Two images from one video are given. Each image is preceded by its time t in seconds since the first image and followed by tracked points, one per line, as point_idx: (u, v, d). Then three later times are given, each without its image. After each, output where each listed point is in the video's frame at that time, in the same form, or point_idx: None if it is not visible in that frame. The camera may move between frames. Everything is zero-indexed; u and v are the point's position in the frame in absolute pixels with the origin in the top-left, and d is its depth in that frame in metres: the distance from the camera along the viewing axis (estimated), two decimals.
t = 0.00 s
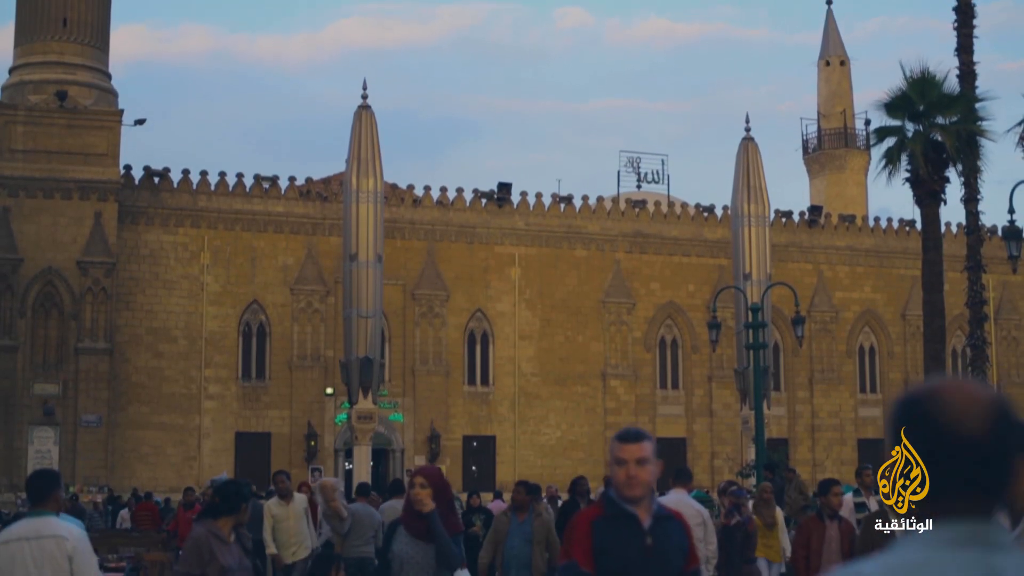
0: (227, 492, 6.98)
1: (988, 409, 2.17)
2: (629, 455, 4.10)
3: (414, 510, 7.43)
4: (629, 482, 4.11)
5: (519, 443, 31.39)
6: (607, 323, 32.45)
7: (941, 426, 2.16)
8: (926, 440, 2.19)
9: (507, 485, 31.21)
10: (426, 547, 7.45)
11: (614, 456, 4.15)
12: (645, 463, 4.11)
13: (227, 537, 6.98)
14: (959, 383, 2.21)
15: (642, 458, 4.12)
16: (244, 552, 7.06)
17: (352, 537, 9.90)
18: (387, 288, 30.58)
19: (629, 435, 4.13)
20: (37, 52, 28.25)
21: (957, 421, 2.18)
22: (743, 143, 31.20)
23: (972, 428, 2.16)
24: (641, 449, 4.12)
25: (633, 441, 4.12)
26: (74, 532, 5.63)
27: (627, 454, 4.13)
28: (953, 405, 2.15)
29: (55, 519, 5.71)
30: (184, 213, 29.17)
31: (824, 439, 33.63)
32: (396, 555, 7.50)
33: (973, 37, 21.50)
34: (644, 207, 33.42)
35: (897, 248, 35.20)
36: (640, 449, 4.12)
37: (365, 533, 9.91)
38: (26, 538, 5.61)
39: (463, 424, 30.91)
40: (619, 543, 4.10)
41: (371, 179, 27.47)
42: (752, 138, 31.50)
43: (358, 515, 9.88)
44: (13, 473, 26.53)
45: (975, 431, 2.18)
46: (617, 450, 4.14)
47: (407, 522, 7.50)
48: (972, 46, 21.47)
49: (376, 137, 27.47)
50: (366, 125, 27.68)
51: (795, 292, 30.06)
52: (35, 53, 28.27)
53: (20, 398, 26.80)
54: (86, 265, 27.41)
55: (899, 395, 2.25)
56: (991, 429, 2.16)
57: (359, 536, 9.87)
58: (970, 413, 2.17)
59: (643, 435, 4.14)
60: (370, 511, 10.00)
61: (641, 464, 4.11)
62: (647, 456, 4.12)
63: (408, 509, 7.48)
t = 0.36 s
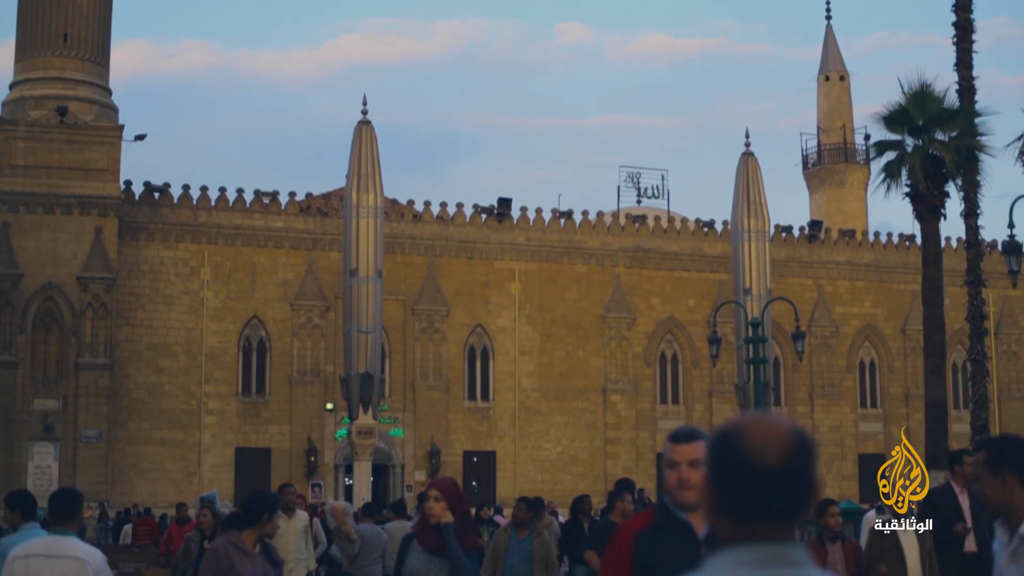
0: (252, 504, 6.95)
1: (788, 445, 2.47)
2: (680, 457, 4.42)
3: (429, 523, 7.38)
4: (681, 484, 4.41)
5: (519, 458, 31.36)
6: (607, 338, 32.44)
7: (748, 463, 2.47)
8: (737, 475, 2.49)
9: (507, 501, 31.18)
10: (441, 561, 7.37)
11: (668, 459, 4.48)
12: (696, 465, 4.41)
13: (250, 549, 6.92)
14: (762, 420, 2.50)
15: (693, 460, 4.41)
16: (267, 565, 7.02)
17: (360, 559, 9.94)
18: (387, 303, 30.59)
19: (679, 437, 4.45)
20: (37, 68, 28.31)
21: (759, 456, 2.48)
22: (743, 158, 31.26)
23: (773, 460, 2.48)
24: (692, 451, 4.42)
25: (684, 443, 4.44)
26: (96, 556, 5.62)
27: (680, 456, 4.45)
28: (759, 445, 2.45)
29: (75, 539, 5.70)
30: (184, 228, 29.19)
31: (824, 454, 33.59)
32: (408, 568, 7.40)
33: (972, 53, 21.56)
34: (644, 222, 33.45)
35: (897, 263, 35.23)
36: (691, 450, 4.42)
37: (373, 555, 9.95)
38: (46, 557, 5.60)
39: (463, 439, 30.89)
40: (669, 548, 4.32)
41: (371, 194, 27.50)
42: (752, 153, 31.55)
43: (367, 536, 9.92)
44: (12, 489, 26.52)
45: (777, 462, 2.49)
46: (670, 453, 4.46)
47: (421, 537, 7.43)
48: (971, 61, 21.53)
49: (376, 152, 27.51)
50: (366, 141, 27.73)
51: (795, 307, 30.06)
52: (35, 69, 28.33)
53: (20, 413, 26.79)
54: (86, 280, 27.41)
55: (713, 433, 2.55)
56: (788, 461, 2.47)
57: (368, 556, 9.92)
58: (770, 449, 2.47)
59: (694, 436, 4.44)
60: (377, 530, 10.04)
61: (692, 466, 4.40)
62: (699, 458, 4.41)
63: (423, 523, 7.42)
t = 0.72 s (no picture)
0: (273, 524, 6.48)
1: (694, 485, 2.89)
2: (723, 467, 4.15)
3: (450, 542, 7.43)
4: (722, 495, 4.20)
5: (520, 474, 31.34)
6: (607, 353, 32.45)
7: (662, 500, 2.87)
8: (651, 511, 2.88)
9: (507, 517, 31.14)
10: None
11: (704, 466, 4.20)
12: (737, 475, 4.17)
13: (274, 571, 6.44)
14: (670, 465, 2.91)
15: (733, 468, 4.17)
16: None
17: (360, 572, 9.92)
18: (387, 319, 30.60)
19: (717, 444, 4.19)
20: (37, 84, 28.36)
21: (670, 493, 2.88)
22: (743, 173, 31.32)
23: (683, 499, 2.88)
24: (732, 459, 4.17)
25: (722, 449, 4.19)
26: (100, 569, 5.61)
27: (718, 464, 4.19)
28: (671, 487, 2.85)
29: (77, 555, 5.69)
30: (184, 244, 29.22)
31: (825, 469, 33.56)
32: None
33: (970, 68, 21.62)
34: (644, 237, 33.48)
35: (897, 278, 35.25)
36: (732, 458, 4.16)
37: (373, 566, 9.91)
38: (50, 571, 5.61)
39: (464, 455, 30.88)
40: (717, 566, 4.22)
41: (371, 210, 27.55)
42: (752, 168, 31.60)
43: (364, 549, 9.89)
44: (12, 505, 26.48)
45: (685, 498, 2.89)
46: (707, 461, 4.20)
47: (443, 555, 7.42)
48: (970, 76, 21.58)
49: (376, 168, 27.54)
50: (366, 157, 27.77)
51: (795, 323, 30.06)
52: (36, 85, 28.39)
53: (20, 429, 26.77)
54: (86, 296, 27.43)
55: (630, 476, 2.95)
56: (694, 499, 2.87)
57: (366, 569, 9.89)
58: (678, 487, 2.88)
59: (733, 442, 4.19)
60: (376, 541, 9.99)
61: (734, 476, 4.18)
62: (739, 466, 4.17)
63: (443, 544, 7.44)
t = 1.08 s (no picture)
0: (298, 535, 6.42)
1: (651, 488, 3.36)
2: (794, 490, 3.57)
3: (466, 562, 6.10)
4: (794, 521, 3.58)
5: (520, 490, 31.32)
6: (607, 370, 32.45)
7: (624, 501, 3.35)
8: (616, 511, 3.36)
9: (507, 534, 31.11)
10: None
11: (772, 490, 3.62)
12: (812, 498, 3.59)
13: None
14: (629, 472, 3.38)
15: (806, 490, 3.60)
16: None
17: None
18: (387, 336, 30.62)
19: (789, 462, 3.60)
20: (37, 101, 28.42)
21: (631, 496, 3.36)
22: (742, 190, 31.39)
23: (642, 499, 3.35)
24: (806, 479, 3.59)
25: (795, 469, 3.60)
26: None
27: (788, 486, 3.60)
28: (631, 488, 3.33)
29: None
30: (184, 261, 29.25)
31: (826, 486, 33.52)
32: None
33: (969, 84, 21.68)
34: (644, 254, 33.51)
35: (897, 294, 35.28)
36: (805, 479, 3.59)
37: None
38: None
39: (464, 472, 30.85)
40: None
41: (371, 227, 27.60)
42: (752, 185, 31.66)
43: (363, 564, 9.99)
44: (11, 522, 26.45)
45: (645, 499, 3.37)
46: (777, 482, 3.60)
47: None
48: (969, 93, 21.64)
49: (376, 185, 27.60)
50: (366, 174, 27.83)
51: (795, 339, 30.06)
52: (36, 102, 28.45)
53: (20, 446, 26.75)
54: (86, 313, 27.45)
55: (595, 483, 3.41)
56: (653, 497, 3.35)
57: None
58: (638, 489, 3.35)
59: (807, 461, 3.60)
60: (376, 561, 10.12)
61: (809, 498, 3.59)
62: (813, 488, 3.60)
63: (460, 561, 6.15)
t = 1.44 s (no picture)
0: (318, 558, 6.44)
1: (608, 520, 3.60)
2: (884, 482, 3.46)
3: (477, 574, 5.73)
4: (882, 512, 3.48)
5: (520, 507, 31.27)
6: (608, 387, 32.45)
7: (583, 531, 3.59)
8: (578, 539, 3.60)
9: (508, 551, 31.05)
10: None
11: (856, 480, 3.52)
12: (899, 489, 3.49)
13: None
14: (588, 506, 3.63)
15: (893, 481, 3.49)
16: None
17: None
18: (387, 352, 30.63)
19: (875, 452, 3.49)
20: (38, 118, 28.48)
21: (591, 525, 3.60)
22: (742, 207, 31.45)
23: (600, 528, 3.60)
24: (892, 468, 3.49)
25: (881, 457, 3.50)
26: None
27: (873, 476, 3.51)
28: (590, 519, 3.57)
29: None
30: (184, 278, 29.26)
31: (826, 502, 33.47)
32: None
33: (968, 100, 21.75)
34: (644, 270, 33.54)
35: (897, 310, 35.29)
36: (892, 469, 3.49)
37: None
38: None
39: (464, 489, 30.82)
40: None
41: (371, 244, 27.64)
42: (752, 201, 31.72)
43: None
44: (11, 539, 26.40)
45: (602, 529, 3.61)
46: (861, 471, 3.50)
47: None
48: (967, 109, 21.70)
49: (376, 202, 27.66)
50: (366, 191, 27.89)
51: (796, 355, 30.06)
52: (37, 119, 28.52)
53: (20, 463, 26.72)
54: (86, 330, 27.45)
55: (558, 514, 3.65)
56: (610, 528, 3.60)
57: None
58: (597, 520, 3.59)
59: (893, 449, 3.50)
60: None
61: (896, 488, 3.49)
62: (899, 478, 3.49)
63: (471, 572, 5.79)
